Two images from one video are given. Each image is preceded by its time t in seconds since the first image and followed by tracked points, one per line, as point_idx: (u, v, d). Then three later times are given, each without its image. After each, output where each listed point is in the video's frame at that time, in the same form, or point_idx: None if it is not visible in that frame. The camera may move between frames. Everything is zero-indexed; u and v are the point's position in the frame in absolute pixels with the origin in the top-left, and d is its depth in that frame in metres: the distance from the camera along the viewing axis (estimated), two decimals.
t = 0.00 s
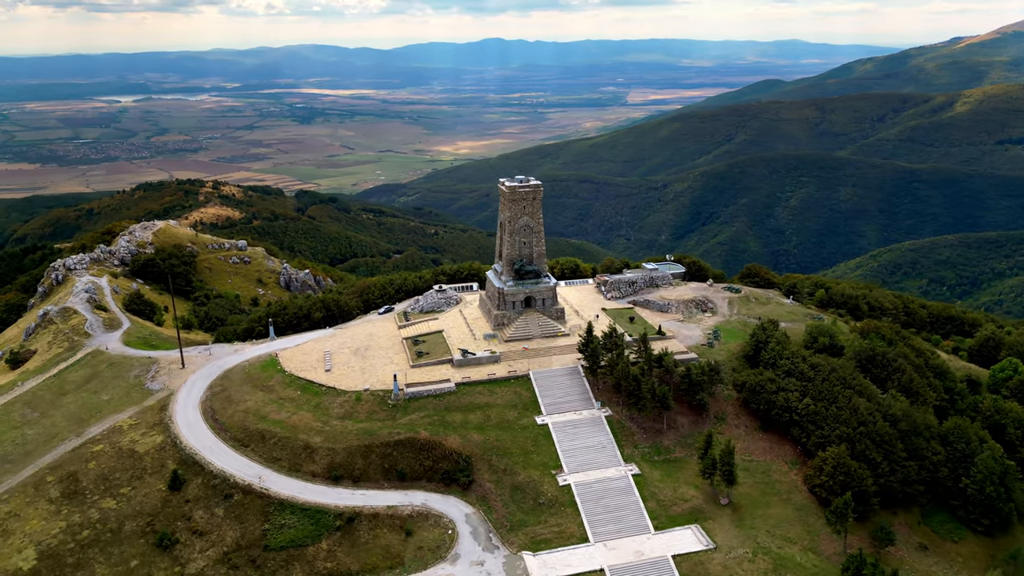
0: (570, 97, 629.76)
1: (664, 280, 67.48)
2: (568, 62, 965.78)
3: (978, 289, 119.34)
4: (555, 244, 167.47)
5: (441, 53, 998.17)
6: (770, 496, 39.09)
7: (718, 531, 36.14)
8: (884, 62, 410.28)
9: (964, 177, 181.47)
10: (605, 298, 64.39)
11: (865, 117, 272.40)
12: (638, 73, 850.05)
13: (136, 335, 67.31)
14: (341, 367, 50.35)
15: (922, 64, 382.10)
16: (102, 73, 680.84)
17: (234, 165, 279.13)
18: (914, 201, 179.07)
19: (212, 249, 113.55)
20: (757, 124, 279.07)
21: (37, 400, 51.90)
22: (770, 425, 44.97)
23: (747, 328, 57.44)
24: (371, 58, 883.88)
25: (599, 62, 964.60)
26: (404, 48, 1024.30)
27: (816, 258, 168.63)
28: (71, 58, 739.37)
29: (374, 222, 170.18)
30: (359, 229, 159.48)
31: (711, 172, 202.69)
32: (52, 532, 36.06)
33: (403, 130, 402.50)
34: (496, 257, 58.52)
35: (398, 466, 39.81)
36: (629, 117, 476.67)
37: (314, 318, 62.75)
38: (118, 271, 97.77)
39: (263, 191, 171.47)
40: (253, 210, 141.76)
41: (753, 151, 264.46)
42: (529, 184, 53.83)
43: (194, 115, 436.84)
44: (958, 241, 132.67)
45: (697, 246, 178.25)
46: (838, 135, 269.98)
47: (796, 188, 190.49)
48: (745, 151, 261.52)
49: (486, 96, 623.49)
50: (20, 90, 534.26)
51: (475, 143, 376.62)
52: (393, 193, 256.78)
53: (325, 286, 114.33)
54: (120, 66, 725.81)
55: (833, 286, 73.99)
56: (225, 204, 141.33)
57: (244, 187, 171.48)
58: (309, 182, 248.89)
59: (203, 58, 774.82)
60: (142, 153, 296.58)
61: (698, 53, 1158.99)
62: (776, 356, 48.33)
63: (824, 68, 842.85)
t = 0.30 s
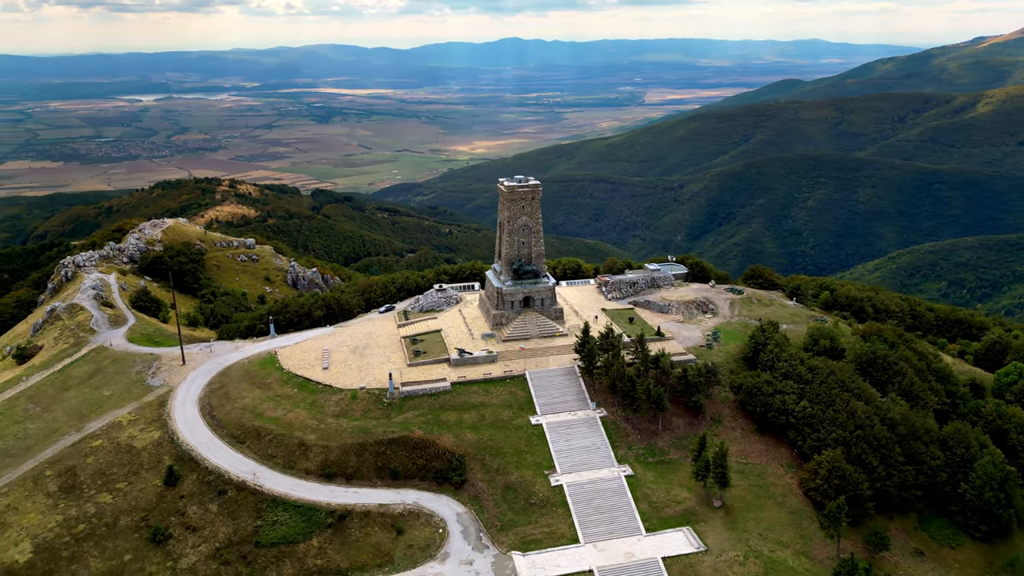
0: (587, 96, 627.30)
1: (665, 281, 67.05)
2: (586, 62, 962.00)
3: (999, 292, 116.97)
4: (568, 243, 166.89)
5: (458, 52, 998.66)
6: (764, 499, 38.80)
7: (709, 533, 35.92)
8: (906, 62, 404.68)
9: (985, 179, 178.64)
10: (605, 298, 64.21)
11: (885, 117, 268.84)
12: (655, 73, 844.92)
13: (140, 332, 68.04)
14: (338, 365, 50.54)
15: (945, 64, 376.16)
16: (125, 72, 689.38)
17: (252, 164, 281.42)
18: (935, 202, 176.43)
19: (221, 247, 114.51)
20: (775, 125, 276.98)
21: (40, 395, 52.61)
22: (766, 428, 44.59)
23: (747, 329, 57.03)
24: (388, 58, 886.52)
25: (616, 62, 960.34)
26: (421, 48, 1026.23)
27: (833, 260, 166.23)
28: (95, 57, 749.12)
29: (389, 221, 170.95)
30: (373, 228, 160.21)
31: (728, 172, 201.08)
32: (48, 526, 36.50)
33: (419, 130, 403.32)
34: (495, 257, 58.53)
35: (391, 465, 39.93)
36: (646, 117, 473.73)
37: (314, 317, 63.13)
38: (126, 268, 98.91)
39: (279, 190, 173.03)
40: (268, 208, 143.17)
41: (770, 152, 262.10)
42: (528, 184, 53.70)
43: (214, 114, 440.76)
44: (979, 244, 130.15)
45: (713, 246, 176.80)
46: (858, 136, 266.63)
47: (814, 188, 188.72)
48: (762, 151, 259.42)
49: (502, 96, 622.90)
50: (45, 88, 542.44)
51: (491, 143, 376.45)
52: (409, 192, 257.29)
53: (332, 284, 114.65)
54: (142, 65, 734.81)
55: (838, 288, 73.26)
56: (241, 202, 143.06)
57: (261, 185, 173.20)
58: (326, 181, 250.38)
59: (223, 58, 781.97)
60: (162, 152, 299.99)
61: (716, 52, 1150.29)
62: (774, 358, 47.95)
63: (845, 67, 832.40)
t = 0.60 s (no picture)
0: (604, 96, 624.66)
1: (666, 282, 66.63)
2: (602, 61, 958.17)
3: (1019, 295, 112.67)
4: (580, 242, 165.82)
5: (474, 52, 999.30)
6: (758, 502, 38.56)
7: (701, 535, 35.74)
8: (927, 62, 398.81)
9: (1007, 180, 175.54)
10: (605, 298, 63.85)
11: (905, 117, 265.08)
12: (672, 73, 839.72)
13: (144, 329, 68.71)
14: (335, 363, 50.75)
15: (969, 62, 369.71)
16: (145, 71, 697.42)
17: (269, 163, 283.56)
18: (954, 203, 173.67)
19: (228, 245, 115.34)
20: (792, 125, 274.40)
21: (43, 391, 53.27)
22: (762, 430, 44.27)
23: (747, 331, 56.59)
24: (403, 57, 888.60)
25: (631, 62, 955.64)
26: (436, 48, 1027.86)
27: (850, 262, 163.16)
28: (116, 56, 758.59)
29: (402, 220, 171.35)
30: (387, 227, 160.87)
31: (745, 172, 199.53)
32: (45, 520, 36.91)
33: (435, 130, 404.14)
34: (495, 257, 58.54)
35: (385, 463, 40.04)
36: (662, 117, 470.61)
37: (315, 314, 63.47)
38: (134, 265, 99.90)
39: (294, 188, 174.49)
40: (282, 207, 144.46)
41: (786, 152, 259.69)
42: (527, 184, 53.67)
43: (232, 114, 444.47)
44: (997, 245, 124.15)
45: (728, 247, 175.48)
46: (876, 136, 263.32)
47: (830, 188, 186.41)
48: (778, 151, 257.19)
49: (517, 96, 621.78)
50: (67, 87, 549.92)
51: (506, 142, 376.20)
52: (425, 191, 257.35)
53: (338, 283, 114.75)
54: (161, 64, 743.39)
55: (842, 290, 72.47)
56: (256, 201, 144.32)
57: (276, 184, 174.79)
58: (342, 180, 251.90)
59: (242, 58, 788.80)
60: (181, 151, 303.45)
61: (737, 52, 1138.25)
62: (772, 360, 47.60)
63: (864, 67, 821.88)
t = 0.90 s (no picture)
0: (620, 96, 622.29)
1: (667, 282, 66.26)
2: (618, 61, 954.86)
3: None
4: (593, 242, 164.55)
5: (490, 52, 999.68)
6: (751, 504, 38.32)
7: (692, 537, 35.60)
8: (949, 61, 393.01)
9: None
10: (605, 298, 63.64)
11: (925, 117, 261.37)
12: (689, 73, 834.63)
13: (147, 326, 69.34)
14: (333, 361, 50.98)
15: (992, 62, 363.69)
16: (166, 71, 706.88)
17: (286, 162, 285.52)
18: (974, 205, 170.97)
19: (236, 243, 116.11)
20: (810, 125, 271.67)
21: (45, 386, 53.92)
22: (757, 432, 43.98)
23: (745, 333, 56.20)
24: (419, 57, 891.81)
25: (647, 61, 951.68)
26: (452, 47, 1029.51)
27: (867, 264, 161.07)
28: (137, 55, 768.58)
29: (416, 219, 171.98)
30: (400, 226, 161.53)
31: (761, 173, 198.10)
32: (41, 514, 37.37)
33: (451, 129, 404.80)
34: (493, 257, 58.59)
35: (377, 462, 40.14)
36: (678, 117, 467.85)
37: (315, 313, 63.80)
38: (142, 263, 100.95)
39: (309, 187, 175.85)
40: (297, 206, 145.76)
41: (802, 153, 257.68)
42: (525, 183, 53.63)
43: (250, 113, 448.27)
44: (1018, 247, 121.39)
45: (743, 249, 174.18)
46: (896, 137, 260.09)
47: (847, 188, 184.08)
48: (795, 152, 254.88)
49: (533, 95, 621.22)
50: (91, 87, 558.88)
51: (521, 142, 375.69)
52: (440, 190, 256.80)
53: (344, 282, 114.90)
54: (182, 64, 752.68)
55: (846, 292, 71.76)
56: (271, 199, 146.03)
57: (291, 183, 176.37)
58: (358, 179, 253.22)
59: (260, 58, 795.16)
60: (199, 150, 306.58)
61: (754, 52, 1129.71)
62: (768, 362, 47.24)
63: (884, 67, 811.50)
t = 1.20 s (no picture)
0: (636, 96, 619.91)
1: (667, 283, 65.90)
2: (634, 61, 951.62)
3: None
4: (606, 243, 163.73)
5: (506, 51, 999.86)
6: (743, 507, 38.13)
7: (682, 539, 35.49)
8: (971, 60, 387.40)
9: None
10: (605, 299, 63.47)
11: (945, 118, 257.96)
12: (705, 72, 829.82)
13: (150, 323, 70.16)
14: (330, 360, 51.20)
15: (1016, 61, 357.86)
16: (185, 71, 714.76)
17: (303, 160, 287.31)
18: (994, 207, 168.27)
19: (243, 241, 116.79)
20: (827, 125, 269.02)
21: (48, 382, 54.60)
22: (753, 435, 43.69)
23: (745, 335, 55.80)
24: (435, 57, 893.51)
25: (662, 61, 947.02)
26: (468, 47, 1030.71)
27: (884, 265, 158.85)
28: (157, 55, 777.74)
29: (429, 218, 172.50)
30: (413, 225, 162.23)
31: (776, 173, 197.21)
32: (38, 508, 37.81)
33: (466, 129, 405.20)
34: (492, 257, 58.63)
35: (371, 460, 40.27)
36: (694, 117, 464.94)
37: (315, 311, 64.10)
38: (149, 260, 101.97)
39: (323, 186, 177.28)
40: (310, 205, 147.13)
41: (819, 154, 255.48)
42: (523, 183, 53.69)
43: (267, 112, 451.84)
44: None
45: (758, 250, 173.05)
46: (914, 138, 257.02)
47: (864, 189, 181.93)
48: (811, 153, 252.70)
49: (548, 95, 620.23)
50: (112, 87, 566.42)
51: (536, 142, 375.18)
52: (455, 189, 256.88)
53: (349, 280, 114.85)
54: (201, 63, 760.48)
55: (850, 294, 71.11)
56: (285, 198, 147.82)
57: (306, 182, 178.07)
58: (373, 179, 254.48)
59: (278, 57, 800.91)
60: (217, 149, 309.39)
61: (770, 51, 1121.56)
62: (766, 364, 46.90)
63: (903, 66, 801.47)
